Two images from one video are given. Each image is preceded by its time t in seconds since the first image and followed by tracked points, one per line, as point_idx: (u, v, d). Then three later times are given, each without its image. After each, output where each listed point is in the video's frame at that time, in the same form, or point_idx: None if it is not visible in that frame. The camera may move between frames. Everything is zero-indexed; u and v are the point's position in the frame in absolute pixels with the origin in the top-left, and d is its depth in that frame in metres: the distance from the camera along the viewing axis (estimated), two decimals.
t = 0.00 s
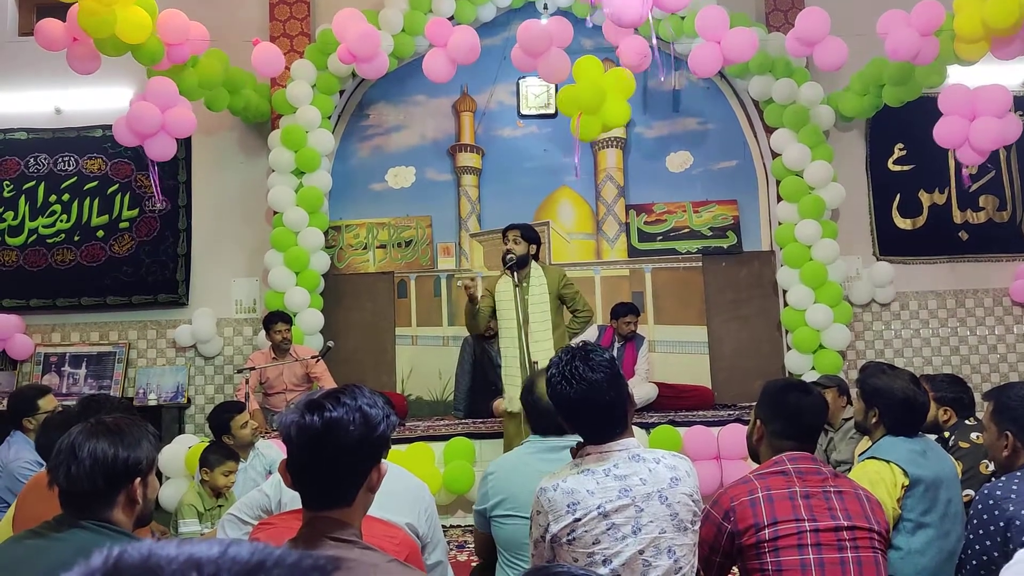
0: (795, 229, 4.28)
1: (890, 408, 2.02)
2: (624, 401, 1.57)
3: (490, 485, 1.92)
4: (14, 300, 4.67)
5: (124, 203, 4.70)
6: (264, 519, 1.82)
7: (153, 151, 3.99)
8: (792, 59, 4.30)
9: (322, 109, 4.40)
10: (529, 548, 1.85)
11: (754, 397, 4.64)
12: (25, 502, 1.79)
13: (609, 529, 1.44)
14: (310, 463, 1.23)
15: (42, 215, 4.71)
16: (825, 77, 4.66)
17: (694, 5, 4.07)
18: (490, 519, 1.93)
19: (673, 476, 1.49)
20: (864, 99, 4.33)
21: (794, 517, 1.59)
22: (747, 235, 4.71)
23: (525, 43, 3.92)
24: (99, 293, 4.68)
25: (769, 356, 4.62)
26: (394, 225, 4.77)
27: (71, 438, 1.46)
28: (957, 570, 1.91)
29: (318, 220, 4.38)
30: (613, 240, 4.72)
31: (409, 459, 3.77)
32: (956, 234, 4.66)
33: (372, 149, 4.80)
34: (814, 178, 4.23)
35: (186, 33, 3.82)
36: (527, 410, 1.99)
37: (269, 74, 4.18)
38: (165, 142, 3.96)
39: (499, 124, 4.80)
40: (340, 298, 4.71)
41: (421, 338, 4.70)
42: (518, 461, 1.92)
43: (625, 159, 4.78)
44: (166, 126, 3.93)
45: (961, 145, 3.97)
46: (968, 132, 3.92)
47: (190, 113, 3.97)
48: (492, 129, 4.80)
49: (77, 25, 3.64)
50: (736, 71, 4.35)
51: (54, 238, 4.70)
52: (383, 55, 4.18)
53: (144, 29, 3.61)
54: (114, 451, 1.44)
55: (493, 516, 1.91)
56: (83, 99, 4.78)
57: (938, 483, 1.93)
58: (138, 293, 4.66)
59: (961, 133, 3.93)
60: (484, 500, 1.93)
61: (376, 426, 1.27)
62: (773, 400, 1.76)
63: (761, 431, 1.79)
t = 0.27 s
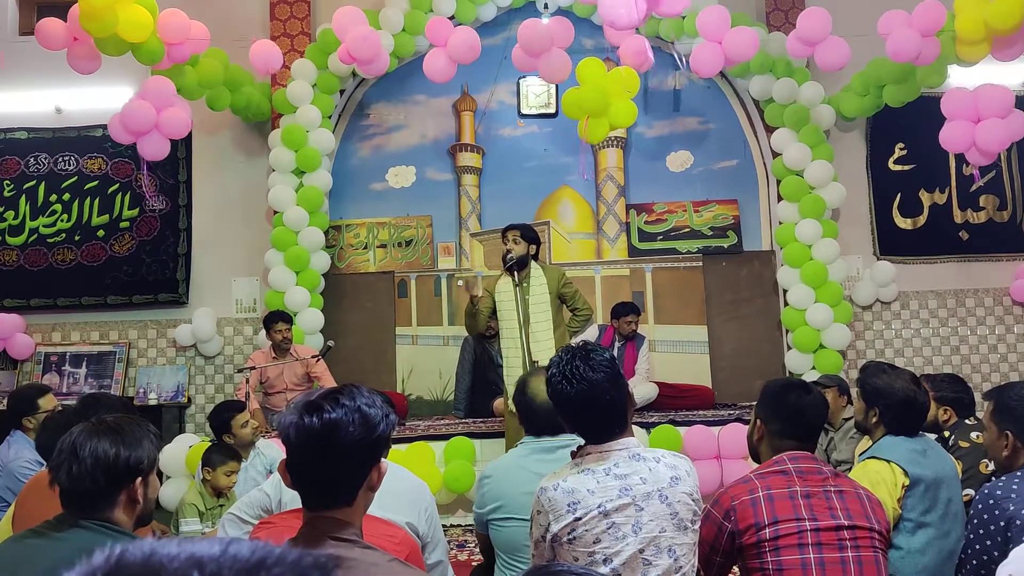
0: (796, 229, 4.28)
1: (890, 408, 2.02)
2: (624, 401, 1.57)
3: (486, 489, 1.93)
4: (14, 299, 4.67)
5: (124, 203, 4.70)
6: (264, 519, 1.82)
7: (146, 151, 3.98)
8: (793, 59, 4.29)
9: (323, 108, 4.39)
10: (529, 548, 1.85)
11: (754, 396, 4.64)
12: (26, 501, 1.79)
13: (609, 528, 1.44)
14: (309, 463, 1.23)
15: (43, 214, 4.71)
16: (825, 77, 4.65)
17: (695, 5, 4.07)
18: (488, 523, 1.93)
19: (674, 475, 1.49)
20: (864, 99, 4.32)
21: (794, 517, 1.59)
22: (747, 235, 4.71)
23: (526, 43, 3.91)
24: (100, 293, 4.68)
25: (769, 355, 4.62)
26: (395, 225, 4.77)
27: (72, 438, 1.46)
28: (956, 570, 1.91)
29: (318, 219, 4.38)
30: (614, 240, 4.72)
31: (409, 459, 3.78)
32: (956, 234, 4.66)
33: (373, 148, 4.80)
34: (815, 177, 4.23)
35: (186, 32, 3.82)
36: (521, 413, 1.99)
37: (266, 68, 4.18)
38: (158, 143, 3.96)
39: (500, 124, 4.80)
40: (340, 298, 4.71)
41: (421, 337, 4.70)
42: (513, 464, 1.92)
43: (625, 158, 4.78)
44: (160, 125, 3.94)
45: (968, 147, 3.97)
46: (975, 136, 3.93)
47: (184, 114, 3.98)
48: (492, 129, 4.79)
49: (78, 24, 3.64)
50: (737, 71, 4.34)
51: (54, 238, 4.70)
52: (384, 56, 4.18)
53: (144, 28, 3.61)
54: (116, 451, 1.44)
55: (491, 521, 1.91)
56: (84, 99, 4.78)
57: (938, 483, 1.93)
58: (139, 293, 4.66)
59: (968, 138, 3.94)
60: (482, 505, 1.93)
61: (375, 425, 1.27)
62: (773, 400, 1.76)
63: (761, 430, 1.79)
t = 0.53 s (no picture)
0: (796, 228, 4.28)
1: (890, 408, 2.02)
2: (624, 400, 1.57)
3: (483, 492, 1.93)
4: (14, 299, 4.67)
5: (124, 202, 4.70)
6: (264, 518, 1.82)
7: (137, 150, 3.98)
8: (793, 59, 4.29)
9: (323, 108, 4.39)
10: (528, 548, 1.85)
11: (754, 396, 4.63)
12: (25, 502, 1.79)
13: (609, 528, 1.44)
14: (309, 464, 1.23)
15: (43, 214, 4.71)
16: (825, 76, 4.65)
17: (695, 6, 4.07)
18: (486, 526, 1.93)
19: (674, 474, 1.49)
20: (864, 99, 4.32)
21: (794, 516, 1.59)
22: (747, 235, 4.71)
23: (527, 44, 3.91)
24: (100, 292, 4.68)
25: (769, 355, 4.62)
26: (395, 225, 4.77)
27: (72, 438, 1.46)
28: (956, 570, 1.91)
29: (318, 219, 4.37)
30: (614, 239, 4.72)
31: (408, 458, 3.78)
32: (956, 234, 4.66)
33: (373, 148, 4.80)
34: (815, 177, 4.23)
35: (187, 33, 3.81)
36: (514, 413, 1.98)
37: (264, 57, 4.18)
38: (148, 143, 3.96)
39: (500, 124, 4.80)
40: (340, 297, 4.71)
41: (421, 337, 4.70)
42: (509, 466, 1.92)
43: (625, 158, 4.78)
44: (150, 126, 3.94)
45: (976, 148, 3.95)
46: (978, 138, 3.93)
47: (176, 114, 3.99)
48: (492, 129, 4.80)
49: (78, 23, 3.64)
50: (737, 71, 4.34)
51: (54, 238, 4.70)
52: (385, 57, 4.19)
53: (144, 28, 3.61)
54: (115, 451, 1.44)
55: (488, 523, 1.91)
56: (83, 98, 4.78)
57: (938, 483, 1.93)
58: (139, 293, 4.66)
59: (972, 140, 3.94)
60: (479, 508, 1.94)
61: (374, 425, 1.27)
62: (773, 400, 1.75)
63: (761, 430, 1.79)
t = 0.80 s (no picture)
0: (796, 228, 4.28)
1: (890, 407, 2.01)
2: (623, 399, 1.57)
3: (479, 493, 1.92)
4: (14, 298, 4.67)
5: (124, 202, 4.70)
6: (264, 518, 1.82)
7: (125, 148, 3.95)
8: (793, 58, 4.29)
9: (322, 107, 4.39)
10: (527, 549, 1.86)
11: (754, 396, 4.63)
12: (24, 502, 1.79)
13: (609, 527, 1.44)
14: (307, 465, 1.23)
15: (43, 214, 4.71)
16: (825, 76, 4.65)
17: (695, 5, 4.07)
18: (483, 527, 1.93)
19: (673, 474, 1.49)
20: (864, 99, 4.31)
21: (794, 516, 1.59)
22: (747, 234, 4.71)
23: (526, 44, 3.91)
24: (100, 292, 4.68)
25: (769, 355, 4.62)
26: (394, 224, 4.77)
27: (71, 438, 1.46)
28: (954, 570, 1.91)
29: (318, 219, 4.37)
30: (613, 239, 4.72)
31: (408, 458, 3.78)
32: (956, 233, 4.66)
33: (372, 148, 4.80)
34: (815, 176, 4.23)
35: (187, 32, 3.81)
36: (509, 413, 1.99)
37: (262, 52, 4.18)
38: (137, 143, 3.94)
39: (499, 123, 4.80)
40: (340, 297, 4.71)
41: (421, 337, 4.70)
42: (505, 467, 1.92)
43: (625, 158, 4.77)
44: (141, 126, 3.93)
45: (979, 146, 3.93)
46: (980, 138, 3.92)
47: (169, 117, 3.98)
48: (492, 128, 4.79)
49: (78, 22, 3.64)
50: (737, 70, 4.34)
51: (54, 238, 4.70)
52: (385, 56, 4.19)
53: (143, 27, 3.61)
54: (115, 451, 1.44)
55: (486, 525, 1.91)
56: (83, 98, 4.78)
57: (938, 482, 1.93)
58: (139, 293, 4.66)
59: (974, 140, 3.94)
60: (475, 510, 1.93)
61: (373, 426, 1.27)
62: (773, 399, 1.75)
63: (761, 430, 1.79)
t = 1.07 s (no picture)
0: (795, 228, 4.29)
1: (890, 408, 2.01)
2: (622, 400, 1.57)
3: (478, 495, 1.92)
4: (14, 299, 4.67)
5: (124, 203, 4.70)
6: (262, 519, 1.82)
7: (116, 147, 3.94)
8: (792, 58, 4.29)
9: (322, 108, 4.39)
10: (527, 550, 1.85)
11: (753, 396, 4.63)
12: (23, 503, 1.79)
13: (608, 527, 1.44)
14: (306, 466, 1.23)
15: (43, 214, 4.71)
16: (824, 76, 4.66)
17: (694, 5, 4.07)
18: (483, 530, 1.92)
19: (672, 474, 1.49)
20: (864, 98, 4.31)
21: (793, 516, 1.59)
22: (746, 234, 4.71)
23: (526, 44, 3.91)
24: (100, 293, 4.68)
25: (768, 355, 4.62)
26: (394, 225, 4.77)
27: (71, 438, 1.46)
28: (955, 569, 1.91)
29: (318, 219, 4.37)
30: (613, 239, 4.72)
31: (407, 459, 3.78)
32: (956, 233, 4.66)
33: (372, 148, 4.80)
34: (814, 176, 4.24)
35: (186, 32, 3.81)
36: (506, 415, 2.00)
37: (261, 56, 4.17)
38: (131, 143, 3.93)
39: (499, 123, 4.80)
40: (339, 297, 4.71)
41: (420, 337, 4.70)
42: (503, 469, 1.93)
43: (624, 158, 4.78)
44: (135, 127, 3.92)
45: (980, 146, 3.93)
46: (980, 138, 3.92)
47: (162, 120, 3.97)
48: (492, 128, 4.80)
49: (78, 22, 3.64)
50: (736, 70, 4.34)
51: (54, 238, 4.70)
52: (383, 56, 4.19)
53: (143, 27, 3.61)
54: (115, 451, 1.44)
55: (485, 527, 1.90)
56: (83, 98, 4.78)
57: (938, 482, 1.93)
58: (139, 293, 4.66)
59: (974, 140, 3.94)
60: (475, 513, 1.93)
61: (371, 427, 1.27)
62: (773, 400, 1.75)
63: (761, 430, 1.79)
